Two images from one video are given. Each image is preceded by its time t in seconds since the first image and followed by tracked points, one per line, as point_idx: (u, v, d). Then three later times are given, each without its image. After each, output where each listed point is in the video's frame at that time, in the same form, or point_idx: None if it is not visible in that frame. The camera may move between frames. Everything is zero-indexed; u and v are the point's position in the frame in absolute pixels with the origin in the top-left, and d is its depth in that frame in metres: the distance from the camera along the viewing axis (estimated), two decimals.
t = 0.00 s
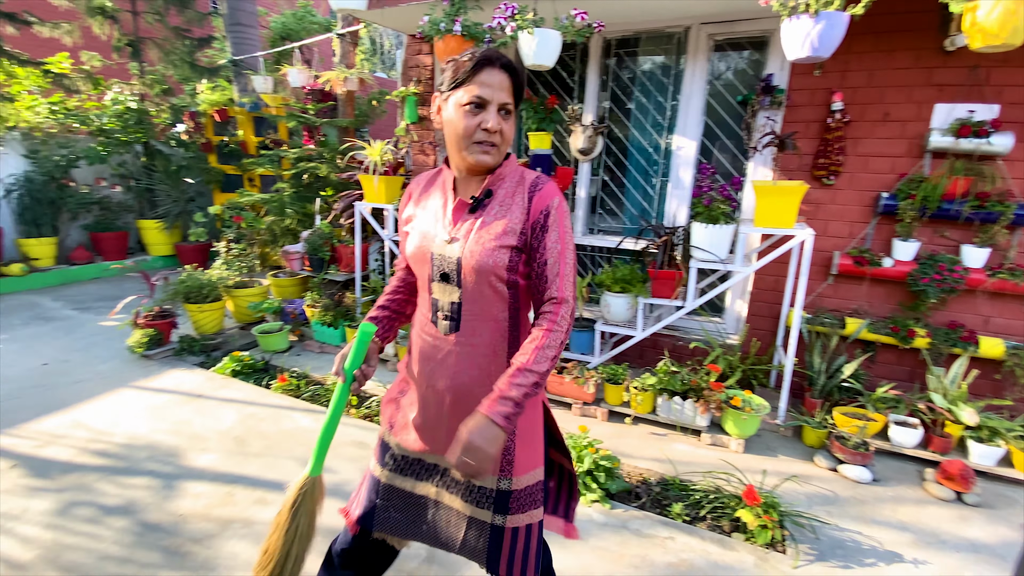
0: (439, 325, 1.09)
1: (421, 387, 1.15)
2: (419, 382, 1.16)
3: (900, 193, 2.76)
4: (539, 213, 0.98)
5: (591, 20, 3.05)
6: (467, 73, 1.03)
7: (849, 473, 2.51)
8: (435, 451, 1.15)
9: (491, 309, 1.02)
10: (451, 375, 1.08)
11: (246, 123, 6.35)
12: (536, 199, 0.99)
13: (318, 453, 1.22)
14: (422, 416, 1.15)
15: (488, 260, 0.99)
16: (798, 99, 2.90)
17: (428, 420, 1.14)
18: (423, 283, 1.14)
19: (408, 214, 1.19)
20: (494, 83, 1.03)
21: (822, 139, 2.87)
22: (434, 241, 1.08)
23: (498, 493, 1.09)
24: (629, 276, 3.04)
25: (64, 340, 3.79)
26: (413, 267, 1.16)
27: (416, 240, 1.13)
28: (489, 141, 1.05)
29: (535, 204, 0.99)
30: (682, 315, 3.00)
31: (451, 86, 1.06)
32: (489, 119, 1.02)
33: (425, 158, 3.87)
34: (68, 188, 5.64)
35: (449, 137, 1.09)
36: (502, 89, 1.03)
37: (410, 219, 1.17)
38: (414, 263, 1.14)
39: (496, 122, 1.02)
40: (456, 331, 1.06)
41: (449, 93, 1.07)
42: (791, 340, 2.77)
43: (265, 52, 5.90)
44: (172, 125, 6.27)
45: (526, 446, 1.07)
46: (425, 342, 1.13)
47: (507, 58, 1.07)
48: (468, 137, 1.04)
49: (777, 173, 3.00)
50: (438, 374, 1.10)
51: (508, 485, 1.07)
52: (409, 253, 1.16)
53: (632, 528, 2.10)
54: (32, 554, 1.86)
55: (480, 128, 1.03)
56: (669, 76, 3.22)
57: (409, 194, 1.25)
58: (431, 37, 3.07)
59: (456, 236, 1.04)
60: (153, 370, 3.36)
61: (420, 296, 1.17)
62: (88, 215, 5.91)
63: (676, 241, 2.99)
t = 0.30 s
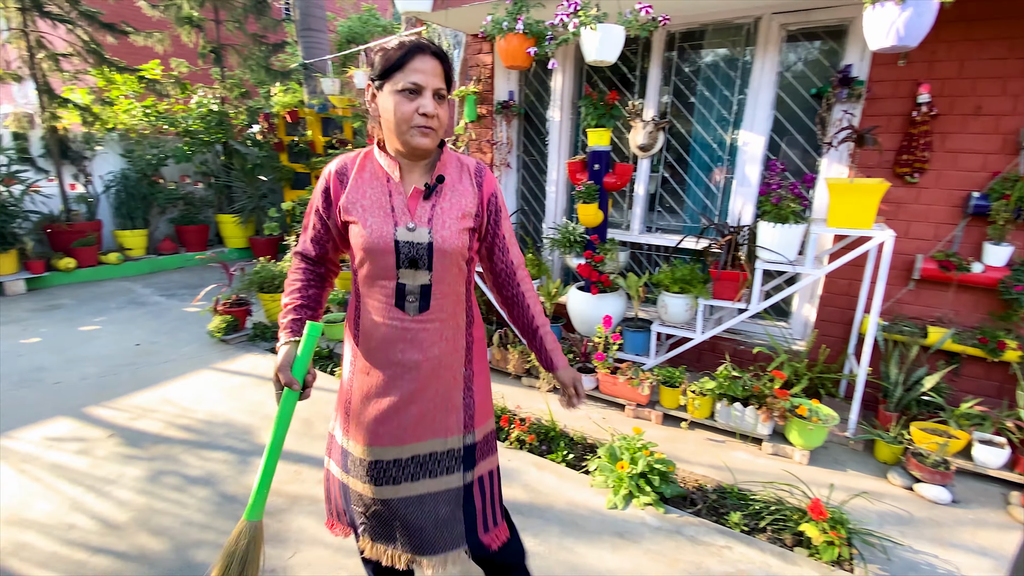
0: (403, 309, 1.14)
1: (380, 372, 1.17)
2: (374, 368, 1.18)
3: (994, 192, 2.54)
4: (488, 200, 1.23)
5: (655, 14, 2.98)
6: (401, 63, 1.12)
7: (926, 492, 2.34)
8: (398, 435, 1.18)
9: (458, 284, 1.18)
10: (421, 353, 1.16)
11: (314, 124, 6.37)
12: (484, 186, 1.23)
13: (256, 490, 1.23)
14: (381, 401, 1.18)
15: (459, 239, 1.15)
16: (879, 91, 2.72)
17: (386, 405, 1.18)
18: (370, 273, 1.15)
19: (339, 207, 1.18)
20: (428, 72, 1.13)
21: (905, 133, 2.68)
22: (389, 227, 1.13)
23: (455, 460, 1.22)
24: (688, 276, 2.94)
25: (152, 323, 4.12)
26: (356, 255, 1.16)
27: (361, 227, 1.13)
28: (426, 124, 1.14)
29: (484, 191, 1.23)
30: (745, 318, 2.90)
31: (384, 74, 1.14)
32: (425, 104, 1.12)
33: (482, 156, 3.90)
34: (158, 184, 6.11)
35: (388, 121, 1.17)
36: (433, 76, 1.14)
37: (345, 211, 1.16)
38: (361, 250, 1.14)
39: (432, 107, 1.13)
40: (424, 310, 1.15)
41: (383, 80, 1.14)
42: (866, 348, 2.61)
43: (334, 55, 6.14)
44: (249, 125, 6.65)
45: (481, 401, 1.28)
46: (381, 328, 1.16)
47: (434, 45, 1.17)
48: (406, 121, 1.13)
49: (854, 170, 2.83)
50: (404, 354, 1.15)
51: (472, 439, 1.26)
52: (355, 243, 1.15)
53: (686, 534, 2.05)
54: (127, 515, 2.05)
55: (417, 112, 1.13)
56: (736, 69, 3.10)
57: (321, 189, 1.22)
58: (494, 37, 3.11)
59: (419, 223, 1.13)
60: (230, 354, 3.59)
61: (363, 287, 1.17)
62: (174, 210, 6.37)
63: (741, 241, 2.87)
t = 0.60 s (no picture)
0: (435, 286, 1.40)
1: (420, 342, 1.39)
2: (412, 340, 1.39)
3: None
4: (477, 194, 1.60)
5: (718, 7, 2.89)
6: (399, 66, 1.33)
7: (1006, 517, 2.17)
8: (438, 394, 1.45)
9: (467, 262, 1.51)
10: (451, 322, 1.45)
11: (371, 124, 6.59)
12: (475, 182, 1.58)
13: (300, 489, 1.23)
14: (421, 366, 1.41)
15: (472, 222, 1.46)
16: (963, 84, 2.54)
17: (423, 369, 1.41)
18: (402, 256, 1.35)
19: (357, 199, 1.31)
20: (425, 70, 1.35)
21: (993, 129, 2.49)
22: (418, 215, 1.35)
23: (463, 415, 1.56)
24: (747, 278, 2.81)
25: (222, 312, 4.38)
26: (388, 242, 1.33)
27: (395, 216, 1.32)
28: (427, 115, 1.36)
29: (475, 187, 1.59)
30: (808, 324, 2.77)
31: (385, 78, 1.35)
32: (424, 98, 1.34)
33: (533, 154, 3.87)
34: (229, 182, 6.48)
35: (392, 116, 1.37)
36: (427, 73, 1.36)
37: (371, 204, 1.32)
38: (396, 238, 1.33)
39: (431, 101, 1.35)
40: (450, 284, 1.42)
41: (385, 82, 1.35)
42: (943, 359, 2.43)
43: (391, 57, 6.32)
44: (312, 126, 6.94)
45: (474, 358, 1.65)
46: (416, 304, 1.38)
47: (424, 47, 1.39)
48: (410, 114, 1.35)
49: (933, 167, 2.65)
50: (439, 322, 1.41)
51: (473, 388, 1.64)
52: (390, 232, 1.32)
53: (739, 544, 1.99)
54: (200, 489, 2.20)
55: (418, 106, 1.34)
56: (804, 62, 2.96)
57: (330, 184, 1.31)
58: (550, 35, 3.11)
59: (444, 210, 1.40)
60: (292, 342, 3.77)
61: (394, 272, 1.36)
62: (243, 206, 6.75)
63: (805, 243, 2.74)
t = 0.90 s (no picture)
0: (449, 278, 1.59)
1: (439, 324, 1.56)
2: (434, 323, 1.56)
3: None
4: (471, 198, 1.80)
5: None
6: (423, 94, 1.49)
7: None
8: (456, 369, 1.63)
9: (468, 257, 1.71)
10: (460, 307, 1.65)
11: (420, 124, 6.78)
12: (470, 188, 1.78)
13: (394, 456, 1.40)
14: (441, 346, 1.58)
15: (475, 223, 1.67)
16: None
17: (441, 347, 1.58)
18: (426, 253, 1.51)
19: (390, 205, 1.43)
20: (446, 97, 1.51)
21: None
22: (440, 219, 1.52)
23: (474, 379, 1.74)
24: (804, 282, 2.71)
25: (277, 304, 4.57)
26: (417, 243, 1.48)
27: (424, 221, 1.47)
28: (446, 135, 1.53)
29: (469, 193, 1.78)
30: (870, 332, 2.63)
31: (410, 104, 1.50)
32: (445, 121, 1.51)
33: (579, 153, 3.83)
34: (286, 180, 6.76)
35: (415, 135, 1.53)
36: (447, 99, 1.52)
37: (403, 209, 1.45)
38: (423, 239, 1.48)
39: (451, 123, 1.51)
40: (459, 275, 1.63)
41: (410, 106, 1.50)
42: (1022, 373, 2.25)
43: (439, 58, 6.43)
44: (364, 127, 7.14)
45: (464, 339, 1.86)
46: (436, 292, 1.55)
47: (443, 77, 1.55)
48: (433, 135, 1.51)
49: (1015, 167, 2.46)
50: (452, 307, 1.61)
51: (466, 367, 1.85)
52: (420, 234, 1.47)
53: (788, 559, 1.91)
54: (257, 471, 2.30)
55: (440, 128, 1.51)
56: (871, 54, 2.81)
57: (364, 191, 1.40)
58: (600, 32, 3.08)
59: (457, 215, 1.58)
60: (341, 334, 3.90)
61: (416, 267, 1.50)
62: (299, 203, 7.02)
63: (868, 246, 2.60)
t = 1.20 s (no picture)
0: (458, 257, 1.78)
1: (453, 299, 1.74)
2: (452, 298, 1.75)
3: None
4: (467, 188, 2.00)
5: None
6: (433, 94, 1.65)
7: None
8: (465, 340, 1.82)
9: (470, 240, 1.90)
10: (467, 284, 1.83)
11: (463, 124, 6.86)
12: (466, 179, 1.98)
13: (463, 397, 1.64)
14: (454, 320, 1.77)
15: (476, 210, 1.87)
16: None
17: (459, 319, 1.79)
18: (443, 234, 1.70)
19: (413, 192, 1.60)
20: (452, 98, 1.66)
21: None
22: (450, 203, 1.71)
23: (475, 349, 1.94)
24: (862, 288, 2.57)
25: (324, 299, 4.71)
26: (436, 225, 1.66)
27: (441, 205, 1.66)
28: (453, 132, 1.70)
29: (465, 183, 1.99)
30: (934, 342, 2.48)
31: (421, 104, 1.66)
32: (453, 120, 1.67)
33: (623, 152, 3.79)
34: (335, 179, 6.95)
35: (425, 130, 1.69)
36: (455, 100, 1.69)
37: (423, 195, 1.63)
38: (441, 221, 1.67)
39: (458, 122, 1.69)
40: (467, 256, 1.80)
41: (420, 105, 1.66)
42: None
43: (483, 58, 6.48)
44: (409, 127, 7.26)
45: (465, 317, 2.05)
46: (453, 269, 1.75)
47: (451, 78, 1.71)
48: (441, 131, 1.68)
49: None
50: (464, 284, 1.80)
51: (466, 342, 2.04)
52: (436, 217, 1.65)
53: None
54: (305, 458, 2.38)
55: (448, 125, 1.67)
56: (941, 46, 2.64)
57: (391, 181, 1.56)
58: (648, 29, 3.02)
59: (463, 202, 1.78)
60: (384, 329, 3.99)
61: (436, 249, 1.69)
62: (346, 202, 7.21)
63: (935, 251, 2.45)
